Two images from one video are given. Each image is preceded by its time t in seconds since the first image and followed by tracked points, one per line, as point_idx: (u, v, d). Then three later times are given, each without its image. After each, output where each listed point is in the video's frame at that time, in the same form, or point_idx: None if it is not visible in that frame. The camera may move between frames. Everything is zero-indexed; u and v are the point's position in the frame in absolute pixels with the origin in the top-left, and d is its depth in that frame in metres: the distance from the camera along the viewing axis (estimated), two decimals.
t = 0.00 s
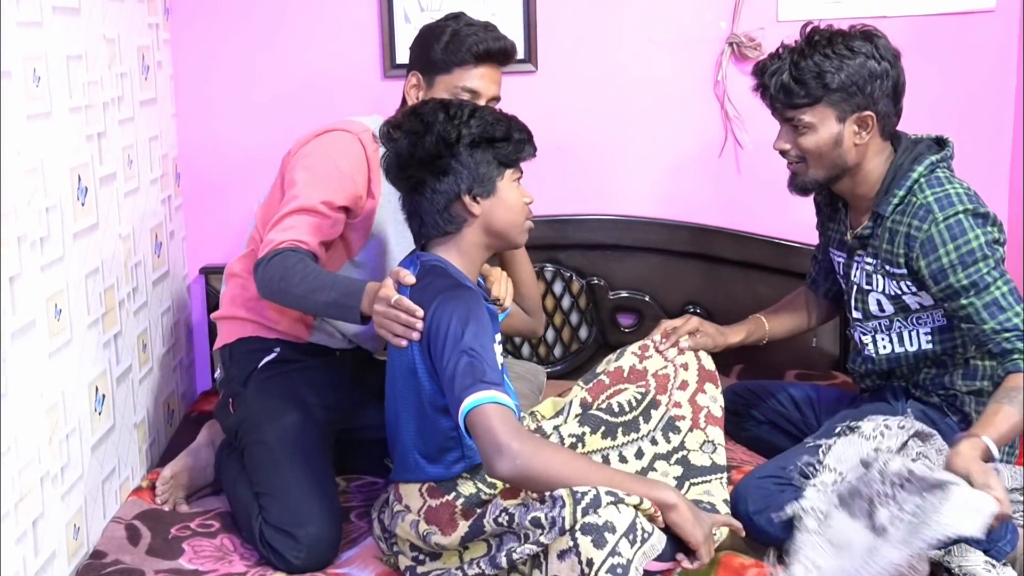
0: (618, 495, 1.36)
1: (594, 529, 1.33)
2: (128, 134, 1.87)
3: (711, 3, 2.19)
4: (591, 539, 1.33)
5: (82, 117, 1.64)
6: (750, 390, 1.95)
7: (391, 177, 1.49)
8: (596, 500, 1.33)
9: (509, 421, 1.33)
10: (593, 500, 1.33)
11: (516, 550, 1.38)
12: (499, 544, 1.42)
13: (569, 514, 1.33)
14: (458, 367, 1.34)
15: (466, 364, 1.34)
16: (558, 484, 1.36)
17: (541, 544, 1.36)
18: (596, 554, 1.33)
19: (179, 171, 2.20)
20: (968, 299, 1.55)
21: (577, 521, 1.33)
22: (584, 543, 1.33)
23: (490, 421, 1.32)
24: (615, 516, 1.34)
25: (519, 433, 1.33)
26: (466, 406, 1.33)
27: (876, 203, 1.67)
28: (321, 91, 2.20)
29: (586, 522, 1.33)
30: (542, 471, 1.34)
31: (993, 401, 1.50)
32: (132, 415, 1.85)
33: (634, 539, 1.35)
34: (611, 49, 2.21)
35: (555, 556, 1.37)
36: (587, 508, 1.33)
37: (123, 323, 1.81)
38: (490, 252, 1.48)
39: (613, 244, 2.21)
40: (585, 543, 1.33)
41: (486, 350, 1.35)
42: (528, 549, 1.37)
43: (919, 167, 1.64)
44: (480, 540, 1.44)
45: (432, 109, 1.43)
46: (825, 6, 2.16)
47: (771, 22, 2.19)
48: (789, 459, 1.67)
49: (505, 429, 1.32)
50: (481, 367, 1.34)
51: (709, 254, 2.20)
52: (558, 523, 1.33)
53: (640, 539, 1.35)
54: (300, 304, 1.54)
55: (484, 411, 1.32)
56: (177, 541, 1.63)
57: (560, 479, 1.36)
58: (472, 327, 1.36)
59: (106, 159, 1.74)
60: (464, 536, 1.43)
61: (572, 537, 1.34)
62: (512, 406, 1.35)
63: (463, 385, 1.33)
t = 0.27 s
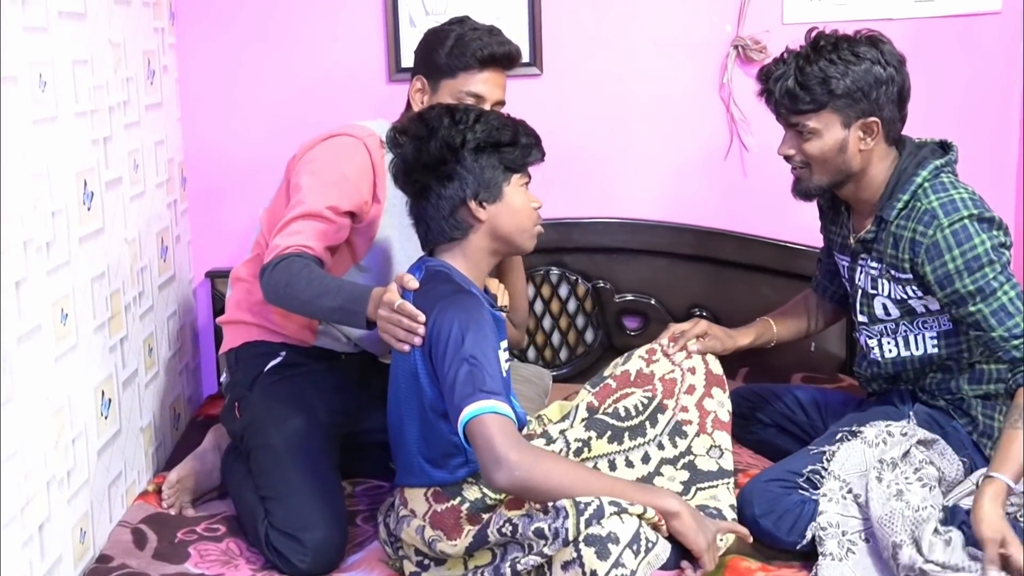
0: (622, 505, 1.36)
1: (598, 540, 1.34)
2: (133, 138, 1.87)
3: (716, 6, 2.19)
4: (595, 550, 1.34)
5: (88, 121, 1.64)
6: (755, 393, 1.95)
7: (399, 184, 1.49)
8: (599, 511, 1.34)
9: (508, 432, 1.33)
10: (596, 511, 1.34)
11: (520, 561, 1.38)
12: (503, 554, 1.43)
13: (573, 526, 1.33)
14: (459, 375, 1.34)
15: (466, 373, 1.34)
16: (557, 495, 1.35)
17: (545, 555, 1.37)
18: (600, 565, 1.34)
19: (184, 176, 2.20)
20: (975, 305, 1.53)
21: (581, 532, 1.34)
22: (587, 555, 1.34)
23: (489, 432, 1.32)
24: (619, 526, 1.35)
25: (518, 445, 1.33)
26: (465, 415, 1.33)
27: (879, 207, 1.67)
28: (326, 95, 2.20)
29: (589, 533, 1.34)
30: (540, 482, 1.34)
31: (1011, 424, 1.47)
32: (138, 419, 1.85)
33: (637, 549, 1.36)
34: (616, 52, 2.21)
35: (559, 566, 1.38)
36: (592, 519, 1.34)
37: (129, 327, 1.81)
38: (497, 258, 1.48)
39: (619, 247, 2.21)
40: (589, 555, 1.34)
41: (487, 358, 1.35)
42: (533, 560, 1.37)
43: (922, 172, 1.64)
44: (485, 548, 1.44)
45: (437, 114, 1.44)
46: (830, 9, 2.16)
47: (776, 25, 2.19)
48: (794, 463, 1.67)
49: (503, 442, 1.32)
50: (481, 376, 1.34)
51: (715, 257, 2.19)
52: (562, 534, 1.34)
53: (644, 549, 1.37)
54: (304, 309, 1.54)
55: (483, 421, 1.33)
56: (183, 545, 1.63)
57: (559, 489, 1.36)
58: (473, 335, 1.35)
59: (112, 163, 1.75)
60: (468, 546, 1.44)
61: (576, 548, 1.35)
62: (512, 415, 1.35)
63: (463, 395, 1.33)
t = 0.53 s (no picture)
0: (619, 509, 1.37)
1: (595, 545, 1.34)
2: (135, 139, 1.87)
3: (718, 9, 2.19)
4: (592, 556, 1.34)
5: (90, 122, 1.64)
6: (755, 396, 1.95)
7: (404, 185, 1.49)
8: (597, 516, 1.34)
9: (509, 435, 1.33)
10: (593, 517, 1.34)
11: (519, 566, 1.39)
12: (501, 558, 1.43)
13: (570, 531, 1.33)
14: (459, 379, 1.34)
15: (467, 376, 1.34)
16: (556, 499, 1.36)
17: (543, 561, 1.37)
18: (597, 571, 1.34)
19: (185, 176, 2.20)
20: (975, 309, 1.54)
21: (578, 537, 1.34)
22: (585, 559, 1.34)
23: (489, 435, 1.32)
24: (616, 532, 1.35)
25: (518, 449, 1.33)
26: (465, 419, 1.33)
27: (880, 211, 1.67)
28: (328, 96, 2.20)
29: (587, 538, 1.34)
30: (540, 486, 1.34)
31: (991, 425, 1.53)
32: (138, 420, 1.85)
33: (635, 555, 1.35)
34: (618, 55, 2.21)
35: (557, 571, 1.38)
36: (588, 525, 1.34)
37: (130, 328, 1.81)
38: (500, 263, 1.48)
39: (620, 250, 2.21)
40: (586, 559, 1.34)
41: (488, 362, 1.35)
42: (531, 565, 1.37)
43: (924, 177, 1.63)
44: (484, 552, 1.45)
45: (446, 117, 1.44)
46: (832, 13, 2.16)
47: (778, 29, 2.19)
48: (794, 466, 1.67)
49: (504, 445, 1.32)
50: (482, 380, 1.34)
51: (716, 260, 2.19)
52: (559, 539, 1.34)
53: (642, 555, 1.36)
54: (306, 312, 1.54)
55: (483, 426, 1.32)
56: (183, 546, 1.63)
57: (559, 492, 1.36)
58: (475, 339, 1.35)
59: (113, 164, 1.75)
60: (466, 550, 1.44)
61: (573, 553, 1.35)
62: (512, 420, 1.35)
63: (464, 398, 1.33)
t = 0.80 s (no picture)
0: (618, 508, 1.36)
1: (594, 543, 1.34)
2: (136, 139, 1.87)
3: (720, 12, 2.18)
4: (591, 553, 1.34)
5: (91, 123, 1.64)
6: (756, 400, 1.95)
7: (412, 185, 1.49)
8: (596, 513, 1.34)
9: (503, 441, 1.33)
10: (592, 514, 1.34)
11: (519, 565, 1.38)
12: (502, 557, 1.43)
13: (569, 529, 1.33)
14: (456, 383, 1.34)
15: (464, 382, 1.34)
16: (552, 500, 1.35)
17: (542, 558, 1.36)
18: (595, 568, 1.34)
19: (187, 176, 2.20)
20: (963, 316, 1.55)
21: (576, 534, 1.33)
22: (583, 556, 1.34)
23: (484, 442, 1.33)
24: (614, 529, 1.34)
25: (512, 455, 1.33)
26: (460, 423, 1.34)
27: (876, 216, 1.67)
28: (329, 97, 2.20)
29: (586, 535, 1.34)
30: (535, 490, 1.34)
31: (963, 425, 1.52)
32: (138, 420, 1.85)
33: (634, 553, 1.36)
34: (619, 57, 2.20)
35: (556, 569, 1.37)
36: (587, 522, 1.34)
37: (131, 328, 1.81)
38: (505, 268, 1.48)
39: (620, 253, 2.21)
40: (584, 556, 1.34)
41: (485, 367, 1.35)
42: (530, 564, 1.37)
43: (920, 184, 1.63)
44: (484, 552, 1.45)
45: (454, 121, 1.43)
46: (834, 16, 2.16)
47: (780, 31, 2.19)
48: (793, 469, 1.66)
49: (498, 452, 1.32)
50: (478, 385, 1.34)
51: (717, 262, 2.19)
52: (558, 537, 1.33)
53: (640, 553, 1.36)
54: (307, 312, 1.54)
55: (478, 431, 1.33)
56: (183, 546, 1.63)
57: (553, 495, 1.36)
58: (472, 344, 1.35)
59: (115, 164, 1.75)
60: (466, 551, 1.44)
61: (572, 551, 1.35)
62: (508, 425, 1.35)
63: (460, 403, 1.34)
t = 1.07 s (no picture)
0: (620, 509, 1.38)
1: (596, 545, 1.35)
2: (138, 137, 1.87)
3: (720, 9, 2.18)
4: (593, 556, 1.35)
5: (93, 120, 1.64)
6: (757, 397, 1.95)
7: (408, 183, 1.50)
8: (596, 515, 1.35)
9: (501, 449, 1.33)
10: (592, 517, 1.35)
11: (520, 567, 1.40)
12: (502, 559, 1.45)
13: (570, 532, 1.34)
14: (451, 392, 1.34)
15: (459, 390, 1.34)
16: (553, 503, 1.36)
17: (544, 561, 1.38)
18: (597, 571, 1.35)
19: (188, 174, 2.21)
20: (950, 313, 1.56)
21: (578, 537, 1.35)
22: (585, 559, 1.35)
23: (481, 450, 1.32)
24: (616, 531, 1.36)
25: (509, 462, 1.33)
26: (456, 432, 1.33)
27: (871, 213, 1.67)
28: (330, 95, 2.20)
29: (587, 538, 1.35)
30: (531, 493, 1.34)
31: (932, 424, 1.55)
32: (140, 418, 1.85)
33: (635, 555, 1.37)
34: (620, 54, 2.20)
35: (558, 571, 1.39)
36: (588, 525, 1.35)
37: (132, 325, 1.81)
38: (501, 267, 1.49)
39: (623, 249, 2.21)
40: (586, 559, 1.35)
41: (480, 375, 1.35)
42: (531, 566, 1.39)
43: (914, 180, 1.63)
44: (484, 552, 1.46)
45: (450, 125, 1.42)
46: (836, 13, 2.16)
47: (781, 28, 2.19)
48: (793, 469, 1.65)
49: (495, 459, 1.33)
50: (473, 394, 1.33)
51: (717, 259, 2.19)
52: (559, 540, 1.35)
53: (642, 555, 1.38)
54: (307, 312, 1.54)
55: (476, 439, 1.33)
56: (185, 543, 1.64)
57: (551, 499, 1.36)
58: (467, 352, 1.35)
59: (116, 162, 1.75)
60: (467, 551, 1.45)
61: (574, 553, 1.36)
62: (505, 432, 1.35)
63: (456, 411, 1.33)
